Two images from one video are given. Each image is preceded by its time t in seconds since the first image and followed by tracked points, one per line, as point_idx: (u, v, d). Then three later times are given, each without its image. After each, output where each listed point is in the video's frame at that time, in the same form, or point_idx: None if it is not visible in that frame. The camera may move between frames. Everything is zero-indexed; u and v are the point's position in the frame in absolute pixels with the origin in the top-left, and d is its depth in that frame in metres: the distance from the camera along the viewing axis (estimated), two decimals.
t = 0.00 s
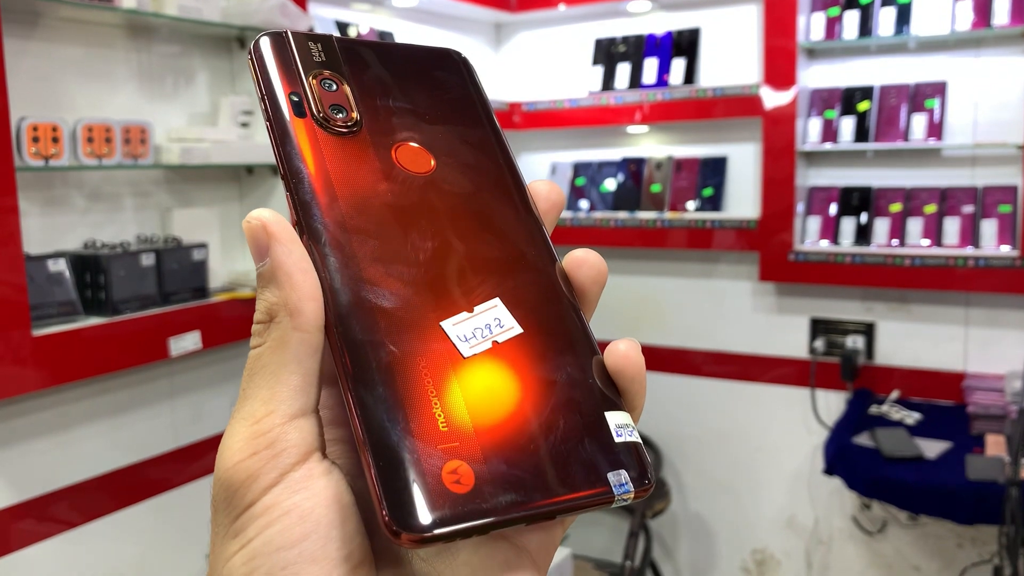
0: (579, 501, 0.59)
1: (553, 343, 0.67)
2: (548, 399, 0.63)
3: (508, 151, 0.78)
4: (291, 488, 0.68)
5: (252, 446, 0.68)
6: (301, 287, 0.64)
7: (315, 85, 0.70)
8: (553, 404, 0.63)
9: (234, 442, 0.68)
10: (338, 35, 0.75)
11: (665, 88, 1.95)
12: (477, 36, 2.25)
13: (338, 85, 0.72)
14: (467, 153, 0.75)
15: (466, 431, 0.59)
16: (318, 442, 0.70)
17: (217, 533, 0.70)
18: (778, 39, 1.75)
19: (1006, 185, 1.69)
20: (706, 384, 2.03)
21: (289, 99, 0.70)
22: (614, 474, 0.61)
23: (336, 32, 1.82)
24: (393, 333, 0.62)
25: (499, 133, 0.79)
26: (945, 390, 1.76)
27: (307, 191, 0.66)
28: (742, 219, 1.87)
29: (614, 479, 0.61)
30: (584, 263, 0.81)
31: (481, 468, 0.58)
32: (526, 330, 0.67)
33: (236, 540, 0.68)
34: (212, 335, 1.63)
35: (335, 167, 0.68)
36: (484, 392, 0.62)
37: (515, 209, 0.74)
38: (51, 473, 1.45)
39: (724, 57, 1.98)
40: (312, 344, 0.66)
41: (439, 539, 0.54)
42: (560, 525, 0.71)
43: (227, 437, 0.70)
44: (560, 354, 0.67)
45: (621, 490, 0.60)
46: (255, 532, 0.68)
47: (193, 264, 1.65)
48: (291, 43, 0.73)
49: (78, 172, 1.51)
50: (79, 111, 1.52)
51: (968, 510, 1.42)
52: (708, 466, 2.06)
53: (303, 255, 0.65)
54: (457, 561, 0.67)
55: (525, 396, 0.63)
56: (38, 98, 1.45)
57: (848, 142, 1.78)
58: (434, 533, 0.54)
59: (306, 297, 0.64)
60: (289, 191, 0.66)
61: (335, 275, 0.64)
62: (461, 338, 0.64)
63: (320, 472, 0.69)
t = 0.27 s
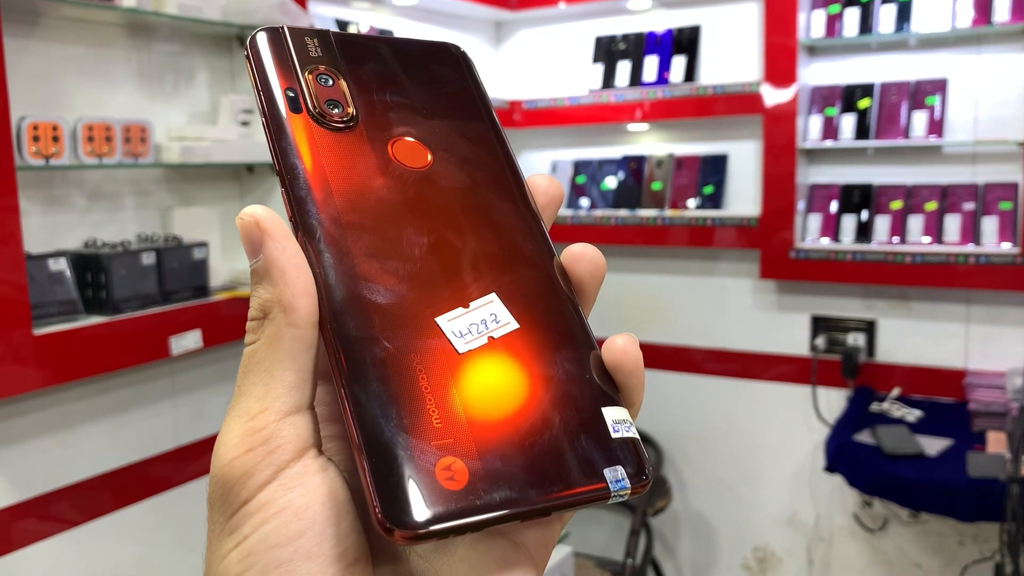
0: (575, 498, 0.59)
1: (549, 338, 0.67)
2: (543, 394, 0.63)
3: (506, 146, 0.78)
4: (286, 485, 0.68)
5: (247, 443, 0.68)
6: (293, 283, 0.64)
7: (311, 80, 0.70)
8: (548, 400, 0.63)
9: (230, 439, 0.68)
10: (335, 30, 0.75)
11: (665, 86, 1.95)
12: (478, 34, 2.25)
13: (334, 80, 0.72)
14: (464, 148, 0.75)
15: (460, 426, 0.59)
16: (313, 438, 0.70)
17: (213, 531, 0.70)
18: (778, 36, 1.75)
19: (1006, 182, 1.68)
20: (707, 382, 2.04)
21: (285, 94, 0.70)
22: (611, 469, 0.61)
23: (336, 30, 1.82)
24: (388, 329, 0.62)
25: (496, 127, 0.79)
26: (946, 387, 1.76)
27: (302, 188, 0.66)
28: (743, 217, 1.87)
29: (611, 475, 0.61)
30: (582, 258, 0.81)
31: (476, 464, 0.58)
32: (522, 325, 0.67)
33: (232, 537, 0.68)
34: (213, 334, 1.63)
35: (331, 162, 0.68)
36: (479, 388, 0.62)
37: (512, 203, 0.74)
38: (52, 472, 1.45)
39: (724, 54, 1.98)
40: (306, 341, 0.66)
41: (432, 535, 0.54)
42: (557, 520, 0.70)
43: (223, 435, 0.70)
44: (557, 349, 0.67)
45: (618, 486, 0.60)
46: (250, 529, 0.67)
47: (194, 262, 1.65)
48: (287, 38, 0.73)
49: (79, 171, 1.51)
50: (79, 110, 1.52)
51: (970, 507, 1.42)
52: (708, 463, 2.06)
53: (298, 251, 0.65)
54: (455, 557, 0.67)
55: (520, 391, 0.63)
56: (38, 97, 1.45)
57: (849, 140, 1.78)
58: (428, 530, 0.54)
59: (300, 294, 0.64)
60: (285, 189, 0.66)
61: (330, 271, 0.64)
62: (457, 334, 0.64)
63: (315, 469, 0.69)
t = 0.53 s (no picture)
0: (574, 498, 0.58)
1: (545, 338, 0.67)
2: (541, 394, 0.63)
3: (502, 145, 0.78)
4: (282, 484, 0.67)
5: (243, 442, 0.68)
6: (288, 282, 0.64)
7: (306, 79, 0.70)
8: (545, 400, 0.63)
9: (227, 438, 0.68)
10: (330, 29, 0.75)
11: (666, 83, 1.95)
12: (478, 32, 2.24)
13: (330, 79, 0.71)
14: (459, 148, 0.75)
15: (458, 427, 0.59)
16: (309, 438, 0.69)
17: (210, 531, 0.70)
18: (780, 34, 1.75)
19: (1008, 180, 1.68)
20: (708, 380, 2.03)
21: (280, 93, 0.69)
22: (609, 470, 0.61)
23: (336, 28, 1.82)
24: (385, 329, 0.62)
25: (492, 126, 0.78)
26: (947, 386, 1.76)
27: (298, 188, 0.66)
28: (744, 215, 1.87)
29: (608, 474, 0.60)
30: (578, 258, 0.81)
31: (474, 464, 0.57)
32: (519, 325, 0.66)
33: (227, 537, 0.68)
34: (214, 333, 1.63)
35: (327, 162, 0.68)
36: (476, 387, 0.61)
37: (508, 203, 0.74)
38: (53, 471, 1.45)
39: (725, 52, 1.98)
40: (302, 340, 0.66)
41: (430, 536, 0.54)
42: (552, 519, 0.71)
43: (219, 434, 0.70)
44: (553, 349, 0.66)
45: (615, 486, 0.60)
46: (245, 528, 0.67)
47: (194, 261, 1.64)
48: (282, 37, 0.72)
49: (79, 170, 1.51)
50: (79, 109, 1.52)
51: (972, 506, 1.42)
52: (710, 462, 2.06)
53: (293, 250, 0.65)
54: (451, 557, 0.67)
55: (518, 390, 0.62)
56: (38, 96, 1.45)
57: (850, 137, 1.77)
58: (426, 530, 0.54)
59: (295, 293, 0.64)
60: (280, 188, 0.66)
61: (327, 272, 0.64)
62: (453, 334, 0.63)
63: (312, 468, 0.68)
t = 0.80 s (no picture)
0: (579, 496, 0.58)
1: (550, 338, 0.67)
2: (545, 393, 0.63)
3: (503, 147, 0.78)
4: (289, 484, 0.67)
5: (250, 441, 0.67)
6: (298, 284, 0.64)
7: (310, 83, 0.70)
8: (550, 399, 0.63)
9: (234, 437, 0.68)
10: (333, 33, 0.75)
11: (667, 82, 1.95)
12: (478, 30, 2.24)
13: (334, 82, 0.72)
14: (462, 151, 0.75)
15: (464, 425, 0.59)
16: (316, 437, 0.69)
17: (216, 529, 0.70)
18: (781, 33, 1.74)
19: (1009, 179, 1.68)
20: (709, 379, 2.03)
21: (285, 97, 0.70)
22: (614, 468, 0.61)
23: (338, 27, 1.82)
24: (392, 329, 0.62)
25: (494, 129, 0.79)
26: (948, 384, 1.76)
27: (304, 190, 0.66)
28: (745, 214, 1.87)
29: (613, 472, 0.61)
30: (581, 259, 0.81)
31: (481, 462, 0.58)
32: (523, 325, 0.66)
33: (234, 535, 0.68)
34: (215, 331, 1.63)
35: (332, 164, 0.68)
36: (483, 387, 0.61)
37: (510, 205, 0.74)
38: (54, 469, 1.45)
39: (726, 51, 1.98)
40: (309, 341, 0.66)
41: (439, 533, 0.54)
42: (556, 518, 0.72)
43: (226, 433, 0.69)
44: (557, 349, 0.67)
45: (620, 484, 0.60)
46: (252, 527, 0.67)
47: (195, 259, 1.65)
48: (286, 41, 0.72)
49: (80, 168, 1.51)
50: (80, 106, 1.52)
51: (973, 504, 1.42)
52: (710, 461, 2.06)
53: (301, 251, 0.65)
54: (455, 557, 0.67)
55: (523, 389, 0.62)
56: (40, 94, 1.45)
57: (851, 136, 1.77)
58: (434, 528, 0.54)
59: (304, 293, 0.64)
60: (286, 190, 0.66)
61: (334, 273, 0.64)
62: (460, 334, 0.63)
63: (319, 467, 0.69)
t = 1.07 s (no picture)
0: (581, 496, 0.58)
1: (553, 342, 0.67)
2: (548, 397, 0.63)
3: (508, 157, 0.78)
4: (294, 481, 0.67)
5: (257, 439, 0.67)
6: (303, 288, 0.64)
7: (319, 96, 0.70)
8: (552, 402, 0.63)
9: (241, 435, 0.68)
10: (342, 49, 0.75)
11: (668, 80, 1.95)
12: (480, 29, 2.24)
13: (343, 96, 0.71)
14: (467, 161, 0.75)
15: (469, 428, 0.59)
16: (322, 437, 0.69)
17: (224, 525, 0.70)
18: (782, 32, 1.74)
19: (1010, 178, 1.68)
20: (709, 378, 2.03)
21: (295, 110, 0.69)
22: (614, 469, 0.61)
23: (339, 25, 1.82)
24: (397, 333, 0.62)
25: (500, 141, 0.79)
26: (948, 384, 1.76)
27: (312, 197, 0.66)
28: (746, 213, 1.87)
29: (614, 474, 0.60)
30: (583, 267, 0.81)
31: (486, 464, 0.58)
32: (528, 331, 0.66)
33: (241, 531, 0.68)
34: (216, 329, 1.63)
35: (340, 173, 0.68)
36: (487, 391, 0.61)
37: (515, 214, 0.74)
38: (54, 466, 1.45)
39: (728, 50, 1.98)
40: (316, 343, 0.66)
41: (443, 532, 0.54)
42: (558, 518, 0.72)
43: (234, 431, 0.69)
44: (560, 353, 0.67)
45: (620, 484, 0.60)
46: (259, 523, 0.67)
47: (196, 257, 1.65)
48: (297, 57, 0.72)
49: (81, 165, 1.51)
50: (80, 104, 1.52)
51: (972, 504, 1.42)
52: (711, 460, 2.06)
53: (309, 257, 0.65)
54: (461, 556, 0.67)
55: (526, 394, 0.62)
56: (41, 91, 1.45)
57: (853, 135, 1.77)
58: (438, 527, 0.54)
59: (311, 297, 0.64)
60: (295, 197, 0.66)
61: (340, 278, 0.64)
62: (464, 339, 0.63)
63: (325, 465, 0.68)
